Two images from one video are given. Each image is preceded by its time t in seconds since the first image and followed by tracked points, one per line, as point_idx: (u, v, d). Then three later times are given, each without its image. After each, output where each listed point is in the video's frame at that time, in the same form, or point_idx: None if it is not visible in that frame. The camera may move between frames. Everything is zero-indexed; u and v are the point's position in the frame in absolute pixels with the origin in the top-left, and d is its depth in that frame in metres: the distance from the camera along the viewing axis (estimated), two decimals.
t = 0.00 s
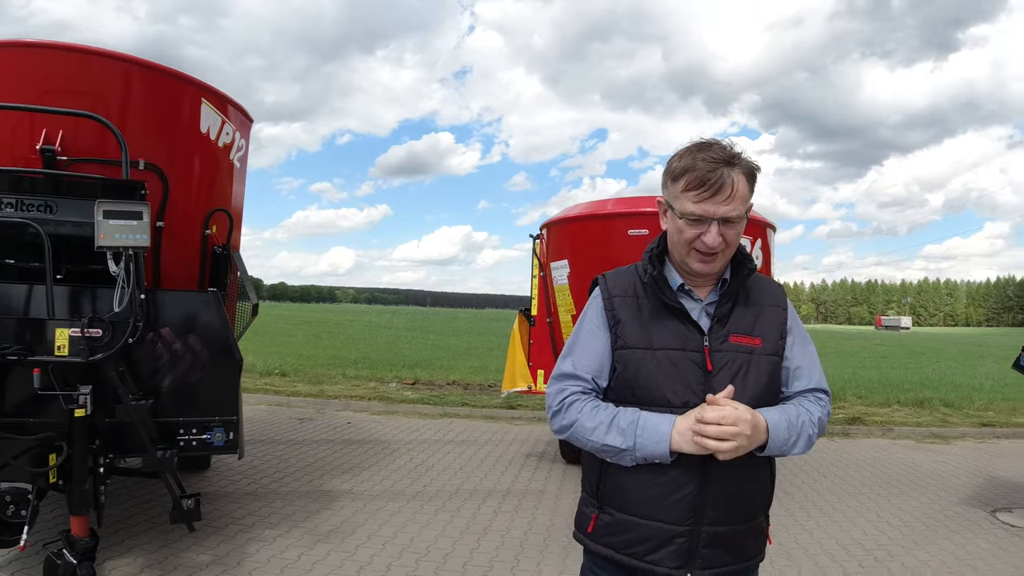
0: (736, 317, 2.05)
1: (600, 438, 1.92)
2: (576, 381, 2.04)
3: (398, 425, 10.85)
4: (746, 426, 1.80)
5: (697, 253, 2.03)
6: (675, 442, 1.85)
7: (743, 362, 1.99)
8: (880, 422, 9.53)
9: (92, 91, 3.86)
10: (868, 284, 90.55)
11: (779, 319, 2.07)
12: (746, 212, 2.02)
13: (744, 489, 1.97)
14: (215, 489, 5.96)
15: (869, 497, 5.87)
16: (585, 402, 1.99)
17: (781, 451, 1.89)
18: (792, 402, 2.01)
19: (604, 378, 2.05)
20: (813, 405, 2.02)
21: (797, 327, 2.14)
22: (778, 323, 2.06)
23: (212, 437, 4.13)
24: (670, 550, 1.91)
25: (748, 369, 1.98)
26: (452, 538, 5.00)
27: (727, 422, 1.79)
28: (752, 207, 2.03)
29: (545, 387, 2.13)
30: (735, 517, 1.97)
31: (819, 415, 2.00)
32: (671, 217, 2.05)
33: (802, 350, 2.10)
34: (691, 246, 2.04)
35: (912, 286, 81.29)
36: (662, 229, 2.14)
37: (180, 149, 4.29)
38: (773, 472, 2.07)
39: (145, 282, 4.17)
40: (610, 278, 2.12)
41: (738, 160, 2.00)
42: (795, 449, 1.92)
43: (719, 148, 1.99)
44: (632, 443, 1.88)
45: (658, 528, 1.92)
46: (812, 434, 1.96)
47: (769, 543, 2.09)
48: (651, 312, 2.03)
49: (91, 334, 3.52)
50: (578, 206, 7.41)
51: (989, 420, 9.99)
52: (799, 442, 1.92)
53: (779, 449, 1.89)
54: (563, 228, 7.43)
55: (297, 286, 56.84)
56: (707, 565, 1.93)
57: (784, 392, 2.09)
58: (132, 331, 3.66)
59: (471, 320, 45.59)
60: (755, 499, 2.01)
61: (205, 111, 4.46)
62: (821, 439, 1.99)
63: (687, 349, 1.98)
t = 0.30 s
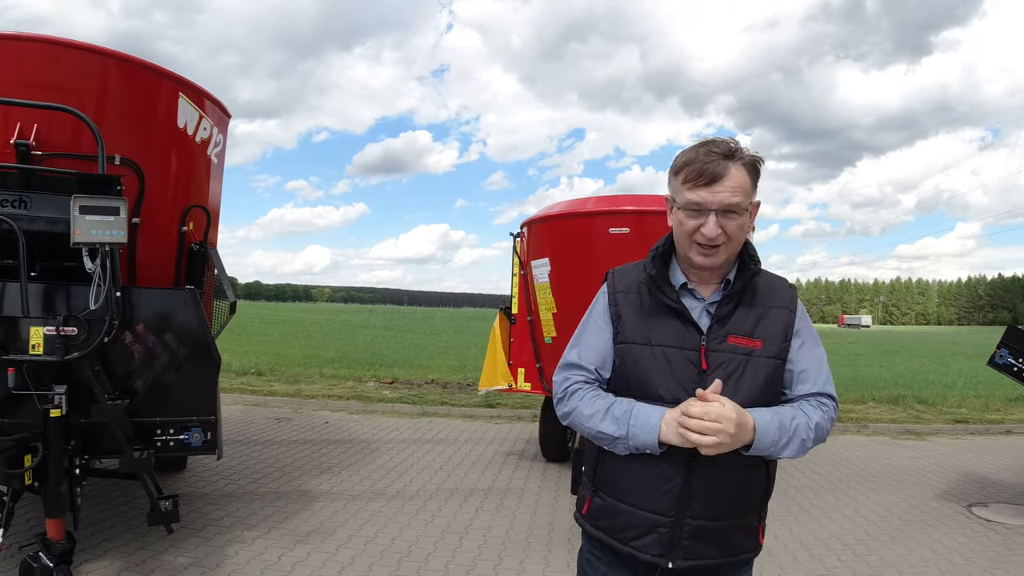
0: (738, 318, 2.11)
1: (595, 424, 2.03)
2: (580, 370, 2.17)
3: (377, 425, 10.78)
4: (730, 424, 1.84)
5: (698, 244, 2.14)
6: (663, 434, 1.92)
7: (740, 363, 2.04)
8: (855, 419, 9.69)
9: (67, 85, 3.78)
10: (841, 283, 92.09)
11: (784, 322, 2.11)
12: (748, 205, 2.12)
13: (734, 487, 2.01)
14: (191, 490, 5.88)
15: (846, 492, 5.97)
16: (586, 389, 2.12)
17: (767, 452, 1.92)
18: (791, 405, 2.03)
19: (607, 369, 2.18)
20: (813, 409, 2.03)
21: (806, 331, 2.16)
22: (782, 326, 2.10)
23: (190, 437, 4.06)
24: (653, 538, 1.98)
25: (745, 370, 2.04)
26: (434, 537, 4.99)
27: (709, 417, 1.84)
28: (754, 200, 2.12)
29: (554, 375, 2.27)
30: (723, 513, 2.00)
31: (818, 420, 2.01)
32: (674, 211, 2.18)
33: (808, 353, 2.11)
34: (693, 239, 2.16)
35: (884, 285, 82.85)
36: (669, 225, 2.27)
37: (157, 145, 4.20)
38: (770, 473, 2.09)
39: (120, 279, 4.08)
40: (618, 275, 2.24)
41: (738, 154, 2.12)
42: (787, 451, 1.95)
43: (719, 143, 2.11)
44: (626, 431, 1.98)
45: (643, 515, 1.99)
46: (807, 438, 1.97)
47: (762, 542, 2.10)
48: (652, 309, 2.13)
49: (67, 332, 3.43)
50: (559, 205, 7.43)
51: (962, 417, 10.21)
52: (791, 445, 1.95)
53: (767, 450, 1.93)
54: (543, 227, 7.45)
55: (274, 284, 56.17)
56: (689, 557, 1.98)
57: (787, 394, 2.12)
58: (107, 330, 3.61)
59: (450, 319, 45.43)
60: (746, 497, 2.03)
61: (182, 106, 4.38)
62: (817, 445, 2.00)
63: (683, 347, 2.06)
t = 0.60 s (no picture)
0: (731, 317, 2.13)
1: (586, 412, 2.11)
2: (578, 360, 2.25)
3: (354, 424, 10.70)
4: (706, 423, 1.86)
5: (691, 236, 2.23)
6: (646, 425, 1.98)
7: (729, 362, 2.07)
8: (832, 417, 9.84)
9: (41, 77, 3.69)
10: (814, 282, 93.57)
11: (778, 322, 2.12)
12: (741, 198, 2.20)
13: (721, 482, 2.03)
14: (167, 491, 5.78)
15: (824, 488, 6.07)
16: (580, 378, 2.20)
17: (752, 451, 1.95)
18: (781, 406, 2.05)
19: (604, 361, 2.24)
20: (804, 412, 2.04)
21: (805, 332, 2.17)
22: (777, 326, 2.11)
23: (166, 438, 3.99)
24: (636, 527, 2.03)
25: (734, 369, 2.06)
26: (415, 537, 4.97)
27: (686, 413, 1.88)
28: (746, 194, 2.20)
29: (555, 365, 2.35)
30: (709, 508, 2.03)
31: (808, 423, 2.02)
32: (670, 205, 2.28)
33: (804, 355, 2.12)
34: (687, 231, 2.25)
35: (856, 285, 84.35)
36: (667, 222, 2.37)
37: (132, 140, 4.12)
38: (761, 472, 2.09)
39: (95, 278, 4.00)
40: (619, 270, 2.32)
41: (731, 151, 2.22)
42: (771, 452, 1.98)
43: (713, 140, 2.23)
44: (613, 420, 2.05)
45: (628, 504, 2.05)
46: (794, 440, 1.99)
47: (752, 539, 2.11)
48: (647, 305, 2.19)
49: (40, 330, 3.39)
50: (540, 203, 7.44)
51: (935, 413, 10.43)
52: (777, 445, 1.97)
53: (750, 449, 1.95)
54: (524, 225, 7.45)
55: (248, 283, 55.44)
56: (672, 547, 2.02)
57: (782, 395, 2.14)
58: (80, 328, 3.54)
59: (427, 318, 45.23)
60: (733, 493, 2.05)
61: (158, 99, 4.29)
62: (805, 448, 2.01)
63: (674, 344, 2.11)
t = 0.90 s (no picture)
0: (721, 312, 2.14)
1: (583, 412, 2.09)
2: (570, 362, 2.23)
3: (333, 425, 10.58)
4: (709, 413, 1.87)
5: (679, 231, 2.24)
6: (647, 419, 1.97)
7: (723, 356, 2.08)
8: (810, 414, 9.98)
9: (13, 69, 3.59)
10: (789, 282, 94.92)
11: (766, 317, 2.14)
12: (727, 195, 2.23)
13: (718, 477, 2.04)
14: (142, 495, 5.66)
15: (804, 486, 6.15)
16: (575, 380, 2.18)
17: (751, 442, 1.96)
18: (774, 398, 2.07)
19: (596, 361, 2.23)
20: (797, 402, 2.06)
21: (791, 327, 2.19)
22: (765, 320, 2.13)
23: (143, 440, 3.90)
24: (637, 526, 2.02)
25: (727, 363, 2.07)
26: (398, 539, 4.93)
27: (690, 402, 1.89)
28: (733, 191, 2.22)
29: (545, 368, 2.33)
30: (708, 503, 2.03)
31: (801, 413, 2.04)
32: (658, 203, 2.30)
33: (792, 349, 2.15)
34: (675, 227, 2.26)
35: (830, 284, 85.75)
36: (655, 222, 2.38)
37: (107, 135, 4.02)
38: (754, 466, 2.11)
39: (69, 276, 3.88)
40: (608, 271, 2.31)
41: (717, 150, 2.26)
42: (769, 443, 1.99)
43: (699, 140, 2.27)
44: (611, 418, 2.04)
45: (628, 503, 2.04)
46: (790, 430, 2.01)
47: (749, 535, 2.12)
48: (639, 304, 2.18)
49: (13, 330, 3.33)
50: (522, 201, 7.43)
51: (911, 411, 10.63)
52: (774, 435, 1.99)
53: (749, 440, 1.96)
54: (507, 224, 7.43)
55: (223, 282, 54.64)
56: (673, 545, 2.01)
57: (772, 388, 2.16)
58: (54, 328, 3.48)
59: (405, 318, 45.00)
60: (730, 488, 2.06)
61: (135, 94, 4.19)
62: (800, 437, 2.03)
63: (668, 340, 2.10)
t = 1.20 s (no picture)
0: (693, 309, 2.14)
1: (567, 415, 2.09)
2: (553, 368, 2.23)
3: (313, 426, 10.47)
4: (684, 412, 1.88)
5: (647, 233, 2.24)
6: (626, 417, 1.98)
7: (696, 352, 2.07)
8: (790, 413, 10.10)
9: None
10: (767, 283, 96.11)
11: (737, 311, 2.14)
12: (691, 197, 2.24)
13: (701, 467, 2.03)
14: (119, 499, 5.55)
15: (785, 484, 6.22)
16: (558, 385, 2.17)
17: (729, 434, 1.96)
18: (749, 389, 2.06)
19: (578, 365, 2.23)
20: (771, 391, 2.06)
21: (762, 319, 2.19)
22: (735, 314, 2.13)
23: (121, 444, 3.81)
24: (625, 519, 2.02)
25: (701, 358, 2.07)
26: (382, 542, 4.89)
27: (665, 402, 1.89)
28: (696, 193, 2.24)
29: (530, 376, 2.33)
30: (692, 493, 2.02)
31: (776, 401, 2.04)
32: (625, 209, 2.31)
33: (765, 340, 2.14)
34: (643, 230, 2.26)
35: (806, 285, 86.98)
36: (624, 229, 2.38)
37: (84, 132, 3.93)
38: (736, 456, 2.09)
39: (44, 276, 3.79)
40: (581, 279, 2.31)
41: (678, 155, 2.28)
42: (747, 433, 1.98)
43: (661, 147, 2.29)
44: (594, 419, 2.04)
45: (615, 498, 2.04)
46: (766, 419, 2.01)
47: (735, 524, 2.10)
48: (613, 307, 2.18)
49: None
50: (504, 201, 7.41)
51: (888, 409, 10.81)
52: (751, 425, 1.98)
53: (728, 432, 1.96)
54: (489, 223, 7.40)
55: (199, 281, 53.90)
56: (662, 537, 2.00)
57: (748, 379, 2.15)
58: (30, 329, 3.44)
59: (385, 317, 44.76)
60: (713, 477, 2.04)
61: (113, 89, 4.10)
62: (777, 425, 2.03)
63: (644, 339, 2.10)
